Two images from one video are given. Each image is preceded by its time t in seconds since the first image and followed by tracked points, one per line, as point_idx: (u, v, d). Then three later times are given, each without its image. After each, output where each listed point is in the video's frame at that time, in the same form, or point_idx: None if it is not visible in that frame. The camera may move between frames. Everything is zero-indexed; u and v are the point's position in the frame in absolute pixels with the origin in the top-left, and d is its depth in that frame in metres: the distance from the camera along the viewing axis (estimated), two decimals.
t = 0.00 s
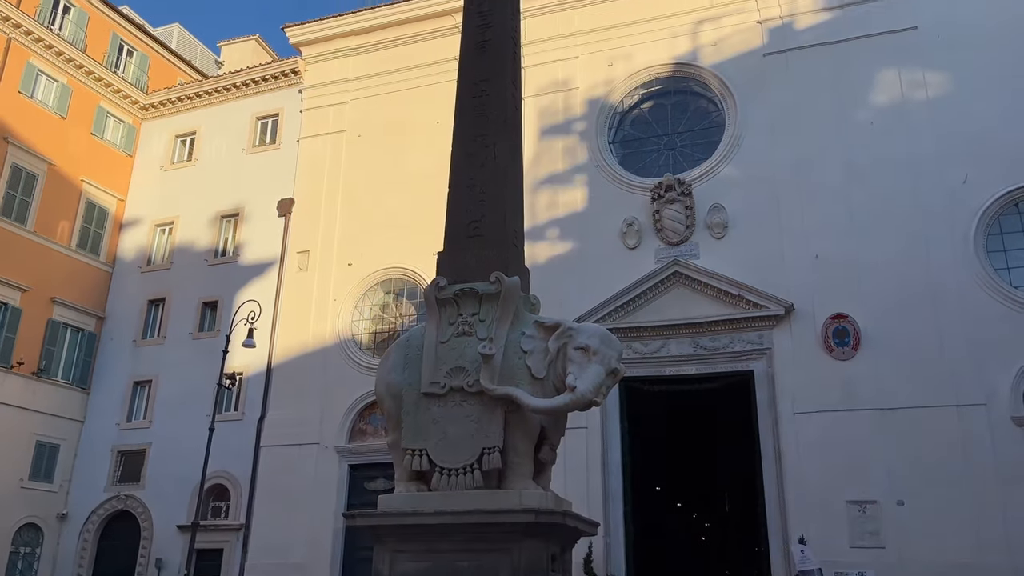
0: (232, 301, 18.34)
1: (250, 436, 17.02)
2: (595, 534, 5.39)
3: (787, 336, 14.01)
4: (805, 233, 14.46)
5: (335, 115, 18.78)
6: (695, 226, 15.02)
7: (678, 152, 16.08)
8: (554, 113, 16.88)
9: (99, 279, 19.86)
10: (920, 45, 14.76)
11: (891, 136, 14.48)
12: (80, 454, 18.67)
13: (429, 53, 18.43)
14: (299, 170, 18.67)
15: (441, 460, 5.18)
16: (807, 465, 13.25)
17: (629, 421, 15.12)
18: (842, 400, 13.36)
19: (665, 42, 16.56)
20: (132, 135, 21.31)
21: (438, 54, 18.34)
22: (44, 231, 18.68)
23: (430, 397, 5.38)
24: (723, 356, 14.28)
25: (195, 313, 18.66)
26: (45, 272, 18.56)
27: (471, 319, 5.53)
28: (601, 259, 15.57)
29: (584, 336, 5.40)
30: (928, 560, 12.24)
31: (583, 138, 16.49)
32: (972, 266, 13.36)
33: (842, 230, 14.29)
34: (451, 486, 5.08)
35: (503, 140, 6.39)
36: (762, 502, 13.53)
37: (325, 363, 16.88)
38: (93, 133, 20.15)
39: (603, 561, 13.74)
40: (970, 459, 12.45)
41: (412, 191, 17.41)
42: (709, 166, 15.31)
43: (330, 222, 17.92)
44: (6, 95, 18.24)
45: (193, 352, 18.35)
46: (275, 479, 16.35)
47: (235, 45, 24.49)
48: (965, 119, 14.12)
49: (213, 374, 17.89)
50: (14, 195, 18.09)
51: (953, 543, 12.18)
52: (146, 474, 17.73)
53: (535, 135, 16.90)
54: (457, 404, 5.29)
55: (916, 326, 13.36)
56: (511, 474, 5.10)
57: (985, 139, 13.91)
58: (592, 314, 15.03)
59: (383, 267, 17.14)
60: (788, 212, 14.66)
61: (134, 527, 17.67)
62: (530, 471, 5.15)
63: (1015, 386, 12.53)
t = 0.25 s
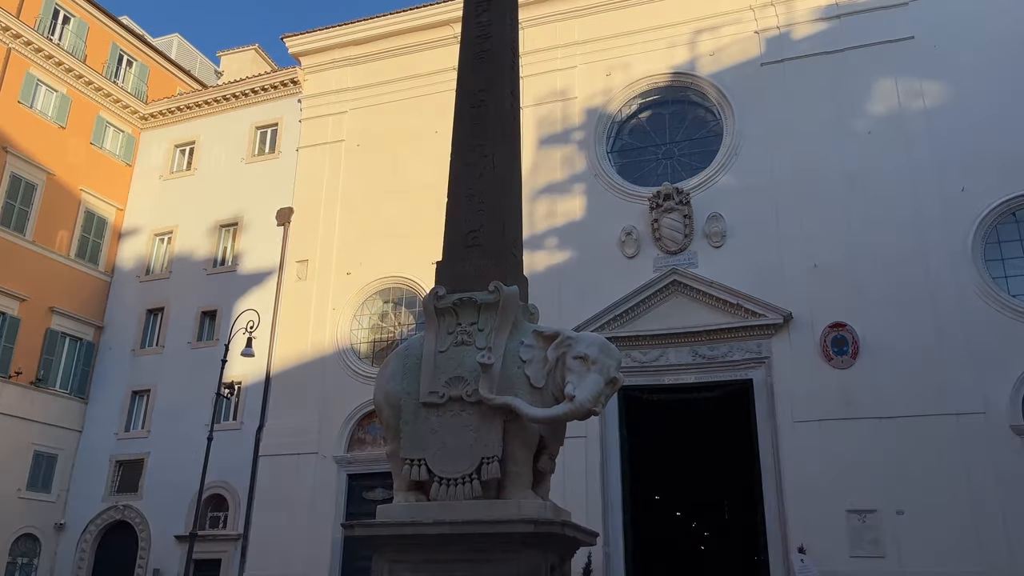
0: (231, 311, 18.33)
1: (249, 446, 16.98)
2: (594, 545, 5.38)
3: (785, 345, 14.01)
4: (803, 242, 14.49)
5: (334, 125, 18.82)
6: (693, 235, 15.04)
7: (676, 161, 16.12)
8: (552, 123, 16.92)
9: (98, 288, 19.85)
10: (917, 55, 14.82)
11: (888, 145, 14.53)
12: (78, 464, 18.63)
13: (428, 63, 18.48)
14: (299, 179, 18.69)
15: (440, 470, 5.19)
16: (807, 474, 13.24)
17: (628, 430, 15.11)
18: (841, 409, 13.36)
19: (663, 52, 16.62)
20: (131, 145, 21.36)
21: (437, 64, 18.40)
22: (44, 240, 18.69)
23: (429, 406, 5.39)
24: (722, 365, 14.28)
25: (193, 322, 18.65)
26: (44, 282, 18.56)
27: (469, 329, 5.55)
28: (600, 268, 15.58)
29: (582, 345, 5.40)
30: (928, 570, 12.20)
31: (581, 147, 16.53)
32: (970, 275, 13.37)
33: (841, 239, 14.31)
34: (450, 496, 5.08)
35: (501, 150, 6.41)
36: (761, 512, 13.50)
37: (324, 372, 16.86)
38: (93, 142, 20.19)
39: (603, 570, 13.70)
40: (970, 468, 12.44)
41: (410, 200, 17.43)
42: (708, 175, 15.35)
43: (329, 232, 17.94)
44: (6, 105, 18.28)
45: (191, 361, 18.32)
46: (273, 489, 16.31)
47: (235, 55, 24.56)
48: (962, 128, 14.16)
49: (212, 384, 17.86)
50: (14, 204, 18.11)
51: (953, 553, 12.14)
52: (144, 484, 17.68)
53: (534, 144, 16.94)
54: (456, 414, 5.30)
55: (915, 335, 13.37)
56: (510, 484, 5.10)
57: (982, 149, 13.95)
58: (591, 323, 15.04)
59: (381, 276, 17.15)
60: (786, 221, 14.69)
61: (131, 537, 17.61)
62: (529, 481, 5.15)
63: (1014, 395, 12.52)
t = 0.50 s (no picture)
0: (229, 319, 18.31)
1: (247, 455, 16.93)
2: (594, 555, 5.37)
3: (784, 353, 14.01)
4: (802, 251, 14.50)
5: (333, 134, 18.85)
6: (692, 244, 15.05)
7: (674, 170, 16.14)
8: (551, 132, 16.96)
9: (96, 298, 19.83)
10: (914, 64, 14.88)
11: (886, 154, 14.56)
12: (75, 473, 18.57)
13: (427, 73, 18.53)
14: (297, 188, 18.71)
15: (438, 480, 5.20)
16: (806, 483, 13.22)
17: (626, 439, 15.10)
18: (840, 418, 13.34)
19: (661, 61, 16.68)
20: (130, 154, 21.38)
21: (435, 74, 18.44)
22: (42, 250, 18.68)
23: (427, 416, 5.40)
24: (721, 374, 14.26)
25: (192, 331, 18.62)
26: (42, 291, 18.55)
27: (468, 338, 5.56)
28: (599, 277, 15.59)
29: (581, 354, 5.40)
30: None
31: (580, 156, 16.56)
32: (968, 283, 13.38)
33: (839, 247, 14.33)
34: (449, 506, 5.09)
35: (500, 159, 6.42)
36: (761, 521, 13.47)
37: (322, 381, 16.84)
38: (92, 152, 20.21)
39: None
40: (969, 476, 12.42)
41: (409, 209, 17.44)
42: (706, 184, 15.37)
43: (328, 240, 17.94)
44: (5, 115, 18.30)
45: (189, 370, 18.29)
46: (272, 498, 16.27)
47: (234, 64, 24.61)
48: (959, 137, 14.20)
49: (210, 393, 17.82)
50: (12, 214, 18.11)
51: (953, 562, 12.12)
52: (142, 494, 17.62)
53: (532, 153, 16.98)
54: (454, 423, 5.31)
55: (914, 344, 13.36)
56: (509, 494, 5.10)
57: (980, 158, 13.98)
58: (589, 332, 15.05)
59: (380, 285, 17.14)
60: (784, 230, 14.71)
61: (129, 547, 17.55)
62: (528, 490, 5.16)
63: (1013, 404, 12.51)
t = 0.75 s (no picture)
0: (228, 329, 18.29)
1: (245, 464, 16.89)
2: (593, 565, 5.36)
3: (782, 362, 14.00)
4: (800, 260, 14.51)
5: (332, 143, 18.89)
6: (690, 252, 15.06)
7: (672, 179, 16.17)
8: (549, 141, 17.00)
9: (94, 307, 19.81)
10: (911, 73, 14.93)
11: (883, 163, 14.59)
12: (73, 484, 18.51)
13: (426, 82, 18.58)
14: (296, 197, 18.72)
15: (437, 489, 5.18)
16: (805, 491, 13.19)
17: (625, 448, 15.07)
18: (839, 426, 13.33)
19: (659, 71, 16.73)
20: (129, 163, 21.40)
21: (434, 83, 18.49)
22: (41, 259, 18.67)
23: (426, 425, 5.40)
24: (719, 383, 14.24)
25: (190, 340, 18.60)
26: (41, 300, 18.53)
27: (467, 347, 5.56)
28: (597, 286, 15.59)
29: (580, 363, 5.40)
30: None
31: (578, 166, 16.59)
32: (967, 292, 13.38)
33: (837, 256, 14.34)
34: (447, 515, 5.08)
35: (498, 169, 6.43)
36: (761, 530, 13.43)
37: (320, 390, 16.81)
38: (90, 161, 20.22)
39: None
40: (968, 485, 12.40)
41: (407, 218, 17.45)
42: (704, 193, 15.40)
43: (326, 249, 17.95)
44: (4, 124, 18.33)
45: (188, 380, 18.25)
46: (270, 508, 16.23)
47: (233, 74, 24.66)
48: (956, 146, 14.24)
49: (208, 402, 17.79)
50: (11, 223, 18.10)
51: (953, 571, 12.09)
52: (139, 504, 17.55)
53: (531, 162, 17.01)
54: (453, 432, 5.31)
55: (912, 352, 13.36)
56: (508, 503, 5.09)
57: (977, 166, 14.01)
58: (588, 341, 15.04)
59: (378, 294, 17.13)
60: (782, 239, 14.72)
61: (126, 557, 17.48)
62: (527, 500, 5.15)
63: (1012, 412, 12.50)
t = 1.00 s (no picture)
0: (226, 338, 18.27)
1: (243, 474, 16.84)
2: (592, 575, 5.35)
3: (781, 371, 14.00)
4: (798, 269, 14.53)
5: (331, 153, 18.92)
6: (689, 261, 15.07)
7: (671, 188, 16.19)
8: (547, 150, 17.04)
9: (92, 317, 19.78)
10: (908, 83, 14.98)
11: (881, 172, 14.62)
12: (70, 494, 18.45)
13: (425, 92, 18.63)
14: (295, 207, 18.74)
15: (435, 499, 5.18)
16: (805, 501, 13.16)
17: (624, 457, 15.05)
18: (839, 435, 13.31)
19: (656, 80, 16.79)
20: (128, 173, 21.43)
21: (433, 93, 18.54)
22: (39, 268, 18.66)
23: (424, 435, 5.39)
24: (718, 392, 14.23)
25: (188, 350, 18.57)
26: (39, 310, 18.52)
27: (465, 356, 5.56)
28: (596, 295, 15.60)
29: (579, 372, 5.40)
30: None
31: (576, 175, 16.62)
32: (965, 300, 13.39)
33: (835, 265, 14.36)
34: (446, 525, 5.08)
35: (497, 178, 6.45)
36: (760, 540, 13.40)
37: (319, 399, 16.77)
38: (89, 171, 20.25)
39: None
40: (968, 494, 12.38)
41: (407, 227, 17.45)
42: (703, 202, 15.43)
43: (325, 259, 17.95)
44: (4, 134, 18.35)
45: (186, 389, 18.22)
46: (268, 518, 16.17)
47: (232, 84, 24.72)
48: (954, 155, 14.28)
49: (206, 412, 17.75)
50: (9, 233, 18.09)
51: None
52: (137, 514, 17.49)
53: (529, 172, 17.04)
54: (452, 442, 5.30)
55: (911, 361, 13.36)
56: (507, 513, 5.09)
57: (975, 175, 14.05)
58: (587, 350, 15.03)
59: (377, 303, 17.12)
60: (781, 248, 14.74)
61: (123, 568, 17.40)
62: (526, 510, 5.15)
63: (1011, 421, 12.49)
